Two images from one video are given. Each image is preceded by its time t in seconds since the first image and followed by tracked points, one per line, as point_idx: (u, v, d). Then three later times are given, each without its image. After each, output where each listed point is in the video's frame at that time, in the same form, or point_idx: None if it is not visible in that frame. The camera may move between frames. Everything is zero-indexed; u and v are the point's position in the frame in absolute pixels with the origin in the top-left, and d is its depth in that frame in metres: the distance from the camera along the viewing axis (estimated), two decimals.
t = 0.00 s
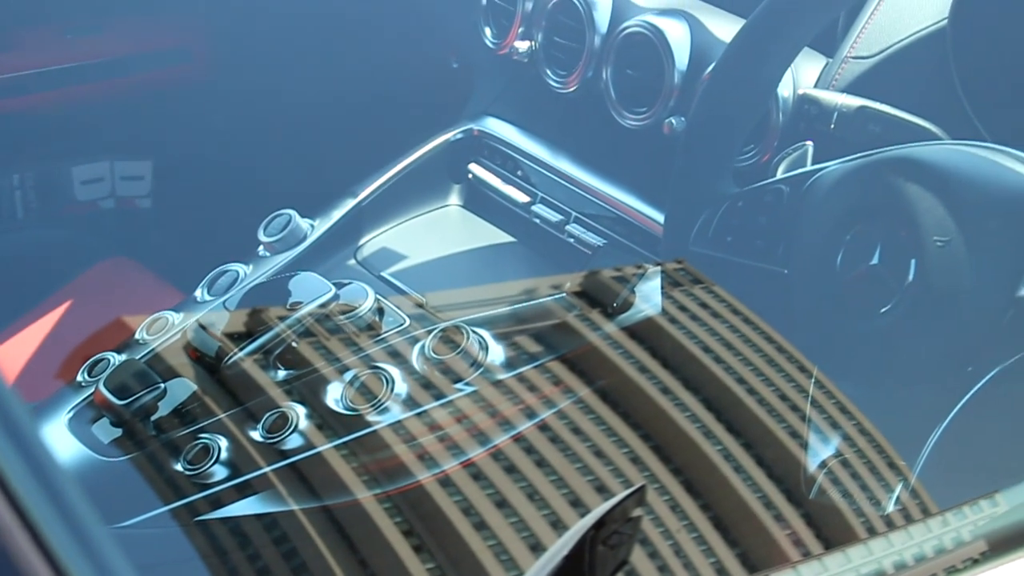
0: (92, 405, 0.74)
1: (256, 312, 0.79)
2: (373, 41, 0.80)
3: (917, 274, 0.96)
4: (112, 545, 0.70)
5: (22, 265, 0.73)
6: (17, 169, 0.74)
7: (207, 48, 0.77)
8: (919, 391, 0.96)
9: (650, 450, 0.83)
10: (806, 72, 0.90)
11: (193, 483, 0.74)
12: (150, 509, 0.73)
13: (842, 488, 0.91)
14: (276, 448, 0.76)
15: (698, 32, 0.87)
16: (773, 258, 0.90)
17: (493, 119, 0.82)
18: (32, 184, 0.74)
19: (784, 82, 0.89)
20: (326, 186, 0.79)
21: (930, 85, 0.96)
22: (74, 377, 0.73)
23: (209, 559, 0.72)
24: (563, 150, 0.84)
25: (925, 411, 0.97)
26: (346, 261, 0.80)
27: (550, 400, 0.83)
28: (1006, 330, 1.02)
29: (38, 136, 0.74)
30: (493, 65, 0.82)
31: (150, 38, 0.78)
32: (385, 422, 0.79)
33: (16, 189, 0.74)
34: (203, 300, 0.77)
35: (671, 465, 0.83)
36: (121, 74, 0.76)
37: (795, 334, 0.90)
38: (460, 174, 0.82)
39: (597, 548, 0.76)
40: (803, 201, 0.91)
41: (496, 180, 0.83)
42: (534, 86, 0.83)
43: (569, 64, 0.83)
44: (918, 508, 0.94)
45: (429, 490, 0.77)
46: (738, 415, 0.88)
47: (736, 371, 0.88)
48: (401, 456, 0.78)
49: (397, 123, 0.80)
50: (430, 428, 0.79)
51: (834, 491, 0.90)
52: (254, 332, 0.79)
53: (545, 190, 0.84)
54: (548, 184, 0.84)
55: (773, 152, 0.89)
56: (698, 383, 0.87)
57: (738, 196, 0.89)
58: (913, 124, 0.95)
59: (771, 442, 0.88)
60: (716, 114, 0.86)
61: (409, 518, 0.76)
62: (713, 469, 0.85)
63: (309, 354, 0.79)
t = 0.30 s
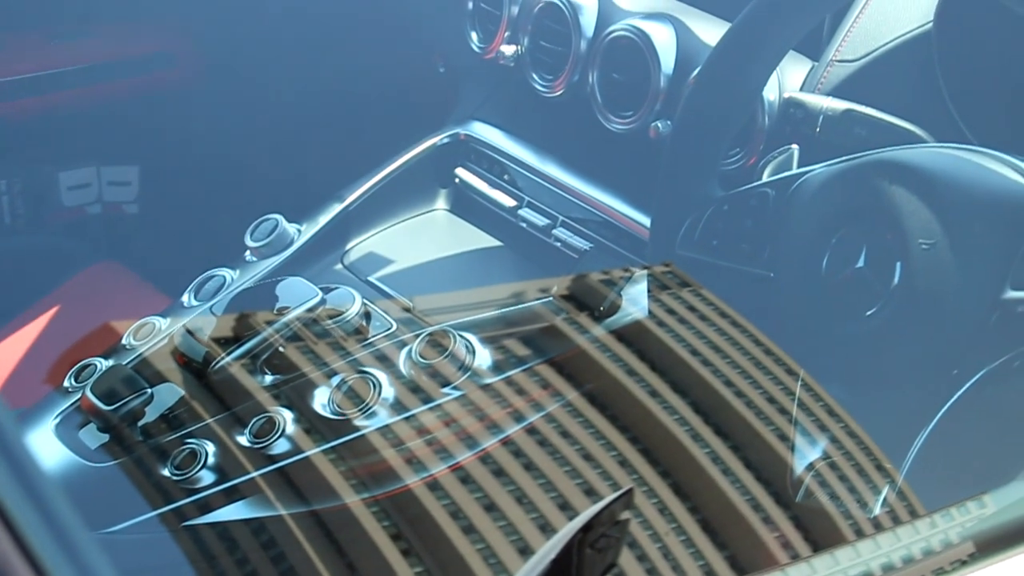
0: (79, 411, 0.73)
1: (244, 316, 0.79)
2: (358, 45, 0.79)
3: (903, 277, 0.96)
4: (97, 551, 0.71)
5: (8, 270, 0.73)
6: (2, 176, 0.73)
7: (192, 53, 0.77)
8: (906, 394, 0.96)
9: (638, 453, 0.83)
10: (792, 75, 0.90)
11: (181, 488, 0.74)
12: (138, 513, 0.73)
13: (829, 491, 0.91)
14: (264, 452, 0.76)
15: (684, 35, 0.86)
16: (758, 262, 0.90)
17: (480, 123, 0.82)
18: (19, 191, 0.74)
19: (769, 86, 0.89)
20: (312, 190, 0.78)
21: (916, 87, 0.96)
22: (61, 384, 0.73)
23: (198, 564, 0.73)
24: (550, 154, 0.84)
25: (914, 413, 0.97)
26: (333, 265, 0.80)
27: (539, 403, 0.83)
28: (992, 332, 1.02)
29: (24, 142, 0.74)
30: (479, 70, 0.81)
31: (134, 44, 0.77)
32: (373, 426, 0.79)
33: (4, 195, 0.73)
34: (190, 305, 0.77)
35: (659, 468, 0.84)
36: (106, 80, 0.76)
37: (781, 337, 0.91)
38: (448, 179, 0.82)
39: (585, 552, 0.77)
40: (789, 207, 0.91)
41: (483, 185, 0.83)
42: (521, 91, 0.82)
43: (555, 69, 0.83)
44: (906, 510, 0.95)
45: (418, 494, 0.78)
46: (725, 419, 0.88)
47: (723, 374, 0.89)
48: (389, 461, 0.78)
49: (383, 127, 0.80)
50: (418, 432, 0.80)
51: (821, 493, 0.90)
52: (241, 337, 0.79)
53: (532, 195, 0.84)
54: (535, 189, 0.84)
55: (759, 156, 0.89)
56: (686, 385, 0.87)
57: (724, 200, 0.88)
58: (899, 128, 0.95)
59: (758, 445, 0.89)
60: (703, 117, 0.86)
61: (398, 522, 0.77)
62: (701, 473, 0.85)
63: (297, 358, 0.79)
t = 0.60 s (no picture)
0: (68, 421, 0.73)
1: (233, 326, 0.79)
2: (347, 54, 0.79)
3: (891, 288, 0.96)
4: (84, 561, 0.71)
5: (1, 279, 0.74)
6: None
7: (182, 62, 0.76)
8: (896, 403, 0.95)
9: (628, 462, 0.83)
10: (780, 86, 0.90)
11: (171, 497, 0.74)
12: (128, 523, 0.73)
13: (819, 500, 0.91)
14: (253, 462, 0.76)
15: (673, 45, 0.86)
16: (746, 271, 0.90)
17: (469, 133, 0.82)
18: (10, 200, 0.74)
19: (758, 96, 0.89)
20: (302, 199, 0.78)
21: (910, 95, 0.95)
22: (51, 393, 0.73)
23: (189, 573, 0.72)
24: (539, 164, 0.84)
25: (904, 422, 0.96)
26: (322, 275, 0.80)
27: (528, 413, 0.83)
28: (979, 343, 1.00)
29: (15, 152, 0.74)
30: (468, 81, 0.81)
31: (123, 54, 0.77)
32: (363, 436, 0.78)
33: None
34: (179, 315, 0.77)
35: (648, 477, 0.84)
36: (96, 90, 0.76)
37: (771, 346, 0.91)
38: (438, 189, 0.82)
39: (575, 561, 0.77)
40: (778, 217, 0.90)
41: (472, 195, 0.83)
42: (511, 102, 0.82)
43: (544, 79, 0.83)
44: (895, 519, 0.95)
45: (407, 503, 0.78)
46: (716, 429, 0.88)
47: (713, 384, 0.89)
48: (378, 471, 0.78)
49: (371, 136, 0.79)
50: (408, 442, 0.79)
51: (811, 503, 0.90)
52: (231, 346, 0.79)
53: (521, 205, 0.84)
54: (526, 200, 0.84)
55: (747, 166, 0.89)
56: (675, 395, 0.87)
57: (712, 210, 0.89)
58: (887, 139, 0.95)
59: (748, 455, 0.89)
60: (691, 127, 0.87)
61: (386, 531, 0.76)
62: (691, 482, 0.85)
63: (287, 369, 0.79)
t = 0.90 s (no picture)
0: (59, 434, 0.74)
1: (225, 341, 0.78)
2: (338, 71, 0.80)
3: (881, 301, 0.96)
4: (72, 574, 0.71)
5: None
6: None
7: (174, 77, 0.76)
8: (884, 420, 0.96)
9: (619, 476, 0.83)
10: (771, 100, 0.90)
11: (162, 511, 0.74)
12: (119, 537, 0.73)
13: (810, 514, 0.91)
14: (244, 476, 0.76)
15: (663, 59, 0.87)
16: (738, 285, 0.90)
17: (461, 147, 0.82)
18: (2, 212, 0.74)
19: (748, 110, 0.89)
20: (293, 215, 0.78)
21: (899, 110, 0.96)
22: (41, 407, 0.74)
23: None
24: (530, 179, 0.84)
25: (892, 433, 0.97)
26: (313, 289, 0.80)
27: (520, 427, 0.82)
28: (968, 358, 1.01)
29: (11, 166, 0.75)
30: (457, 96, 0.82)
31: (114, 68, 0.77)
32: (354, 450, 0.78)
33: None
34: (170, 329, 0.77)
35: (640, 492, 0.83)
36: (87, 105, 0.76)
37: (761, 360, 0.91)
38: (428, 203, 0.82)
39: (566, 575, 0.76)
40: (769, 231, 0.91)
41: (462, 209, 0.83)
42: (500, 116, 0.82)
43: (535, 93, 0.83)
44: (886, 533, 0.95)
45: (398, 517, 0.77)
46: (710, 443, 0.88)
47: (705, 398, 0.89)
48: (370, 484, 0.78)
49: (362, 151, 0.79)
50: (399, 456, 0.79)
51: (803, 516, 0.90)
52: (222, 360, 0.78)
53: (512, 219, 0.84)
54: (517, 214, 0.84)
55: (738, 181, 0.89)
56: (666, 409, 0.87)
57: (703, 224, 0.89)
58: (878, 154, 0.94)
59: (740, 469, 0.88)
60: (683, 141, 0.87)
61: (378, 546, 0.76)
62: (683, 497, 0.85)
63: (278, 383, 0.78)
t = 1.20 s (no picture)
0: (51, 446, 0.72)
1: (216, 353, 0.77)
2: (333, 81, 0.77)
3: (871, 314, 0.96)
4: None
5: None
6: None
7: (163, 84, 0.73)
8: (873, 431, 0.97)
9: (610, 488, 0.85)
10: (762, 113, 0.90)
11: (153, 523, 0.74)
12: (111, 548, 0.73)
13: (801, 526, 0.93)
14: (236, 488, 0.76)
15: (655, 72, 0.86)
16: (728, 297, 0.91)
17: (452, 159, 0.82)
18: None
19: (739, 123, 0.89)
20: (285, 226, 0.77)
21: (891, 121, 0.95)
22: (32, 419, 0.72)
23: None
24: (522, 191, 0.84)
25: (881, 445, 0.98)
26: (305, 301, 0.79)
27: (511, 439, 0.83)
28: (959, 369, 1.01)
29: None
30: (450, 107, 0.81)
31: (98, 69, 0.72)
32: (346, 462, 0.79)
33: None
34: (162, 341, 0.75)
35: (632, 503, 0.85)
36: (70, 112, 0.71)
37: (750, 370, 0.92)
38: (420, 215, 0.81)
39: None
40: (757, 243, 0.91)
41: (455, 221, 0.83)
42: (491, 129, 0.82)
43: (528, 105, 0.83)
44: (878, 544, 0.97)
45: (389, 529, 0.79)
46: (700, 454, 0.90)
47: (695, 410, 0.90)
48: (361, 496, 0.79)
49: (354, 163, 0.79)
50: (391, 468, 0.80)
51: (793, 528, 0.92)
52: (214, 373, 0.77)
53: (503, 231, 0.84)
54: (509, 227, 0.84)
55: (729, 193, 0.90)
56: (657, 421, 0.89)
57: (693, 236, 0.89)
58: (867, 165, 0.95)
59: (731, 480, 0.90)
60: (675, 154, 0.87)
61: (370, 558, 0.77)
62: (674, 508, 0.87)
63: (269, 395, 0.78)
